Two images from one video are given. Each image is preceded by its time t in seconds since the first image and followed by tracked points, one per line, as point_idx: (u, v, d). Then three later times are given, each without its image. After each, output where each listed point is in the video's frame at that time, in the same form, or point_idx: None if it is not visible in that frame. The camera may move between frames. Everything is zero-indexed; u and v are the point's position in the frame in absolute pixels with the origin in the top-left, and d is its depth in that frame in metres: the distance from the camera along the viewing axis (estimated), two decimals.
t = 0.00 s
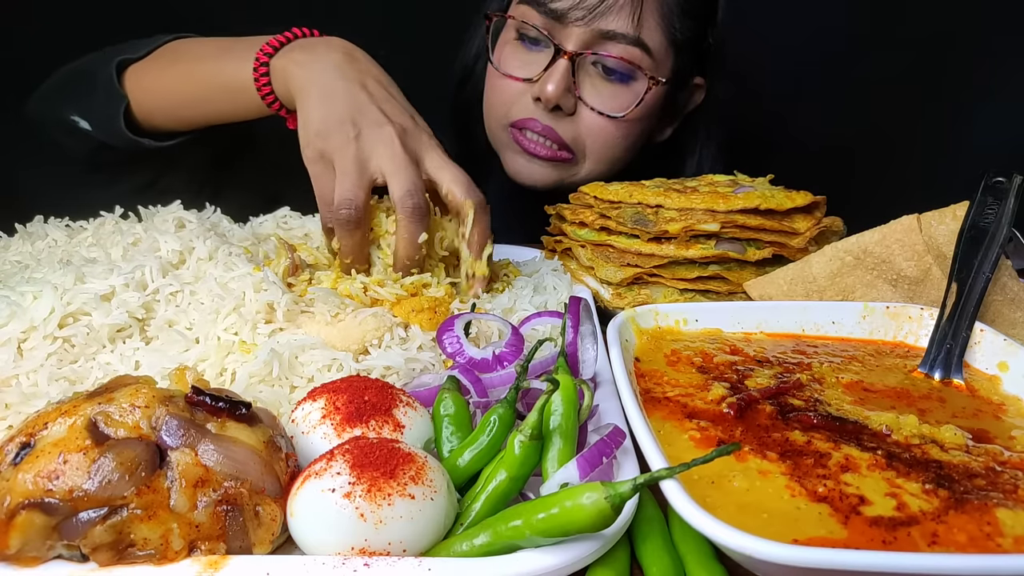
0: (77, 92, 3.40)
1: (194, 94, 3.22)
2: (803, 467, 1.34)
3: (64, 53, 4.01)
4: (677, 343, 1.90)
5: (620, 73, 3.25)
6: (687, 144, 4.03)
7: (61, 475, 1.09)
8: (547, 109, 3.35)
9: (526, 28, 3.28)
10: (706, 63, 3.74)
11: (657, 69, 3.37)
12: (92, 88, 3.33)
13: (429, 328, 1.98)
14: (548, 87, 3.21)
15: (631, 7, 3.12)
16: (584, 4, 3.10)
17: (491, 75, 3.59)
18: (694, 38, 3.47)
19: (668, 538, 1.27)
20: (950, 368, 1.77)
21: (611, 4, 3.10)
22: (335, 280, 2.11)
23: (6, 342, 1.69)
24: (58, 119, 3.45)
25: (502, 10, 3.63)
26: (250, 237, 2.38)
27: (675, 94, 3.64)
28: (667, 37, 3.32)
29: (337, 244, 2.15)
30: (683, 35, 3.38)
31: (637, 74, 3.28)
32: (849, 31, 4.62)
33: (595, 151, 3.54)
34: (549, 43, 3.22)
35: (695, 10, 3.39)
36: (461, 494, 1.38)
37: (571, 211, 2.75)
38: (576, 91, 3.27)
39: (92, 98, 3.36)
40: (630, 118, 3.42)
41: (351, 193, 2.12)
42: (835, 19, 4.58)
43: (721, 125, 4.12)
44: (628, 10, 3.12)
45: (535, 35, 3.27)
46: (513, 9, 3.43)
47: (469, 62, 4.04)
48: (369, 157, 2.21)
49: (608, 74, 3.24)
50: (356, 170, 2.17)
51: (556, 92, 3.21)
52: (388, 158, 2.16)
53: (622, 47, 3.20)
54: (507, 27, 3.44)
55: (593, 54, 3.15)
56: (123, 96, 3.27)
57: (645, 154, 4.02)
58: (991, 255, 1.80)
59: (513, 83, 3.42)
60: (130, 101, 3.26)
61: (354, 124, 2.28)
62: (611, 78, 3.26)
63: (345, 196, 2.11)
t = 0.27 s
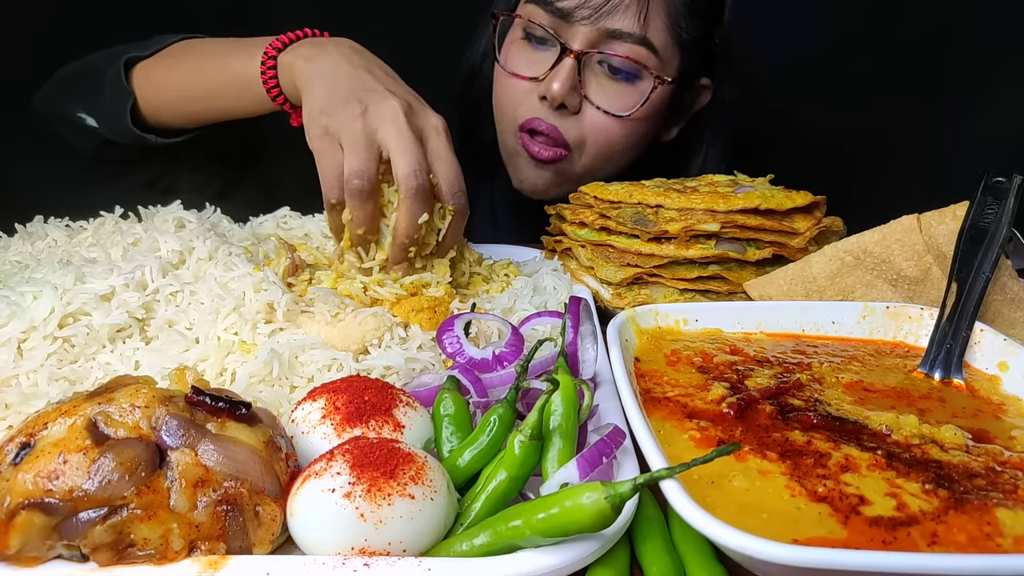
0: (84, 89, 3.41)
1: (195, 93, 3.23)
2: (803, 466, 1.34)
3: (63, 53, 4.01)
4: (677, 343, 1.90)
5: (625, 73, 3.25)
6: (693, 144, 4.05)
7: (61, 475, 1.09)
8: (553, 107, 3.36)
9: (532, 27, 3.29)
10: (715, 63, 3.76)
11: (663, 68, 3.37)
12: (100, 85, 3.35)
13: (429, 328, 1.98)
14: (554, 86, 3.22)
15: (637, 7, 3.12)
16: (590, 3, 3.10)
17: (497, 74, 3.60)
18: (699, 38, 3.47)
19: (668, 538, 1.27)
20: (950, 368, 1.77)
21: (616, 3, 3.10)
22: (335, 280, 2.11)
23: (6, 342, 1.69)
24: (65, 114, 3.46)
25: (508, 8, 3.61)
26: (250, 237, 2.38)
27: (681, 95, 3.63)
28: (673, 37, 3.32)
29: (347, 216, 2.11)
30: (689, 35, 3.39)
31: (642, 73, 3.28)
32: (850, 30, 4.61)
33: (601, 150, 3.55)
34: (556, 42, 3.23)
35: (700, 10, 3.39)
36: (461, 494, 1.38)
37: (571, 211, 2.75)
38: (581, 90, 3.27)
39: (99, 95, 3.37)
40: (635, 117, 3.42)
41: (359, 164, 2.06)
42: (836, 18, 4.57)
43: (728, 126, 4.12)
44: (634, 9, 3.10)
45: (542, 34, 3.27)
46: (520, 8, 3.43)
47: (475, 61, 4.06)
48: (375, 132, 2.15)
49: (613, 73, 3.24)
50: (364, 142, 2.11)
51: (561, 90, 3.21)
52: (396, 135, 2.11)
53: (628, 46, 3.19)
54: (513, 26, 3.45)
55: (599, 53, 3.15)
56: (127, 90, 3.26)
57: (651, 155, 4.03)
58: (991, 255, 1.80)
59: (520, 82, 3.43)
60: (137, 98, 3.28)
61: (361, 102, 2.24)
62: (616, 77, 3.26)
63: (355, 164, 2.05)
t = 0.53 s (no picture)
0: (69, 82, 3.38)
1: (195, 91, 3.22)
2: (803, 467, 1.34)
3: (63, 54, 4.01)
4: (677, 343, 1.90)
5: (624, 71, 3.24)
6: (693, 146, 4.05)
7: (61, 475, 1.09)
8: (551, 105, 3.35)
9: (531, 25, 3.30)
10: (711, 62, 3.75)
11: (662, 66, 3.37)
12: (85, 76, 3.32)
13: (428, 328, 1.98)
14: (552, 83, 3.22)
15: (635, 4, 3.14)
16: (588, 2, 3.13)
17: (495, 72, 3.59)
18: (699, 36, 3.47)
19: (668, 538, 1.27)
20: (950, 368, 1.77)
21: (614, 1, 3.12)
22: (335, 280, 2.10)
23: (6, 342, 1.69)
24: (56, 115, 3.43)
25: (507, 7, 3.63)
26: (250, 237, 2.38)
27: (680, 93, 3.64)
28: (672, 36, 3.33)
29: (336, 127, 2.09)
30: (688, 33, 3.39)
31: (641, 71, 3.28)
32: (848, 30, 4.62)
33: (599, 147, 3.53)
34: (554, 40, 3.24)
35: (699, 8, 3.39)
36: (461, 494, 1.38)
37: (571, 211, 2.75)
38: (579, 87, 3.27)
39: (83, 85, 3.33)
40: (634, 115, 3.42)
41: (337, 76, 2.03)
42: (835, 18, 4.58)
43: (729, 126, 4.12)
44: (632, 7, 3.13)
45: (540, 32, 3.28)
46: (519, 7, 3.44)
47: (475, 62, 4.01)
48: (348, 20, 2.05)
49: (612, 72, 3.24)
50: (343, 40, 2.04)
51: (559, 88, 3.21)
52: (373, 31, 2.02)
53: (626, 44, 3.21)
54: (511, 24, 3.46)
55: (597, 50, 3.16)
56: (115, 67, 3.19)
57: (652, 155, 4.03)
58: (991, 255, 1.80)
59: (518, 81, 3.42)
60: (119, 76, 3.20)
61: None
62: (615, 75, 3.26)
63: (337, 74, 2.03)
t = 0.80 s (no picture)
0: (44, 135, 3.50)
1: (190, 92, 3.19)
2: (804, 467, 1.34)
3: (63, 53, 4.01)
4: (677, 343, 1.90)
5: (622, 60, 3.25)
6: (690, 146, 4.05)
7: (62, 474, 1.09)
8: (548, 94, 3.34)
9: (530, 16, 3.33)
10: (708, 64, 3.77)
11: (661, 55, 3.37)
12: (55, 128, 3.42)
13: (428, 328, 1.98)
14: (549, 70, 3.21)
15: None
16: None
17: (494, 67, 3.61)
18: (698, 29, 3.50)
19: (668, 538, 1.27)
20: (950, 368, 1.77)
21: None
22: (335, 280, 2.10)
23: (6, 342, 1.69)
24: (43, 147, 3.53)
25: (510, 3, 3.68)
26: (250, 237, 2.38)
27: (679, 93, 3.66)
28: (671, 28, 3.34)
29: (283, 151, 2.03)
30: (688, 26, 3.41)
31: (639, 60, 3.28)
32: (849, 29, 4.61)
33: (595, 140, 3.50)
34: (552, 29, 3.25)
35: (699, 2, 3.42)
36: (461, 494, 1.38)
37: (571, 211, 2.75)
38: (577, 77, 3.26)
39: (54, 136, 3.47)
40: (632, 105, 3.40)
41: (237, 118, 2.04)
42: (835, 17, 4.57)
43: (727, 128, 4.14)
44: None
45: (538, 23, 3.30)
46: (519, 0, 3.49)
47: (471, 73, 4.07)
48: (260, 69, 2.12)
49: (610, 62, 3.24)
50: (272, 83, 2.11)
51: (556, 75, 3.20)
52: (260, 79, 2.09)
53: (625, 33, 3.21)
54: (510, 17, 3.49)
55: (595, 37, 3.16)
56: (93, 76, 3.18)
57: (650, 156, 4.04)
58: (991, 255, 1.80)
59: (515, 72, 3.42)
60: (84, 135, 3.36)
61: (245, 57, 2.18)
62: (614, 65, 3.26)
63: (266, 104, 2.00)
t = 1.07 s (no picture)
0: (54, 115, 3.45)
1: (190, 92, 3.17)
2: (803, 467, 1.34)
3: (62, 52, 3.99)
4: (677, 343, 1.90)
5: (633, 69, 3.25)
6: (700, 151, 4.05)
7: (61, 475, 1.09)
8: (560, 100, 3.35)
9: (542, 20, 3.31)
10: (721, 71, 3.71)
11: (673, 65, 3.38)
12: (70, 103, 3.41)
13: (428, 328, 1.98)
14: (561, 77, 3.21)
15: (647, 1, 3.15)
16: None
17: (504, 69, 3.60)
18: (711, 40, 3.48)
19: (668, 538, 1.27)
20: (950, 368, 1.77)
21: None
22: (335, 280, 2.10)
23: (6, 342, 1.69)
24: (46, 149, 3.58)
25: None
26: (250, 237, 2.38)
27: (690, 101, 3.64)
28: (684, 37, 3.34)
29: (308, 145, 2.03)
30: (700, 35, 3.40)
31: (651, 69, 3.29)
32: (851, 30, 4.60)
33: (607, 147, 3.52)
34: (564, 35, 3.24)
35: (713, 12, 3.41)
36: (461, 494, 1.38)
37: (571, 211, 2.75)
38: (589, 85, 3.27)
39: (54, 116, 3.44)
40: (642, 114, 3.42)
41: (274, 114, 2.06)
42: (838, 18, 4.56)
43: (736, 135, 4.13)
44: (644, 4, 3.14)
45: (550, 28, 3.29)
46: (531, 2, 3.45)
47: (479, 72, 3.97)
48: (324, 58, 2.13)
49: (621, 69, 3.24)
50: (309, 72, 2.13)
51: (568, 82, 3.21)
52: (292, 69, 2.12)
53: (638, 41, 3.22)
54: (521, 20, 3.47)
55: (608, 46, 3.16)
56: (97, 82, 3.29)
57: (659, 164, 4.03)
58: (991, 255, 1.80)
59: (526, 77, 3.42)
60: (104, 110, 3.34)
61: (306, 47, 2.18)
62: (625, 75, 3.27)
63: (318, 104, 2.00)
